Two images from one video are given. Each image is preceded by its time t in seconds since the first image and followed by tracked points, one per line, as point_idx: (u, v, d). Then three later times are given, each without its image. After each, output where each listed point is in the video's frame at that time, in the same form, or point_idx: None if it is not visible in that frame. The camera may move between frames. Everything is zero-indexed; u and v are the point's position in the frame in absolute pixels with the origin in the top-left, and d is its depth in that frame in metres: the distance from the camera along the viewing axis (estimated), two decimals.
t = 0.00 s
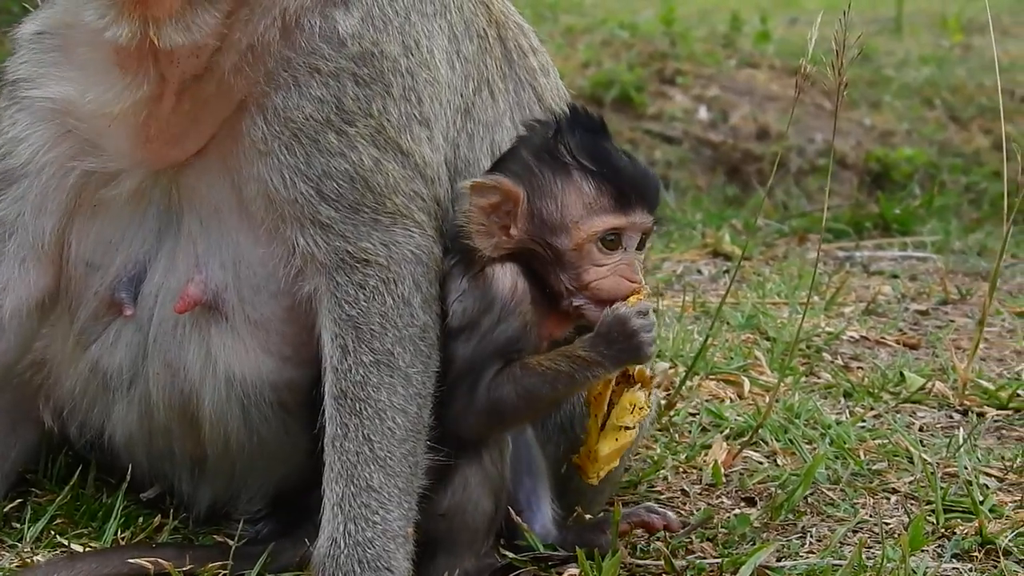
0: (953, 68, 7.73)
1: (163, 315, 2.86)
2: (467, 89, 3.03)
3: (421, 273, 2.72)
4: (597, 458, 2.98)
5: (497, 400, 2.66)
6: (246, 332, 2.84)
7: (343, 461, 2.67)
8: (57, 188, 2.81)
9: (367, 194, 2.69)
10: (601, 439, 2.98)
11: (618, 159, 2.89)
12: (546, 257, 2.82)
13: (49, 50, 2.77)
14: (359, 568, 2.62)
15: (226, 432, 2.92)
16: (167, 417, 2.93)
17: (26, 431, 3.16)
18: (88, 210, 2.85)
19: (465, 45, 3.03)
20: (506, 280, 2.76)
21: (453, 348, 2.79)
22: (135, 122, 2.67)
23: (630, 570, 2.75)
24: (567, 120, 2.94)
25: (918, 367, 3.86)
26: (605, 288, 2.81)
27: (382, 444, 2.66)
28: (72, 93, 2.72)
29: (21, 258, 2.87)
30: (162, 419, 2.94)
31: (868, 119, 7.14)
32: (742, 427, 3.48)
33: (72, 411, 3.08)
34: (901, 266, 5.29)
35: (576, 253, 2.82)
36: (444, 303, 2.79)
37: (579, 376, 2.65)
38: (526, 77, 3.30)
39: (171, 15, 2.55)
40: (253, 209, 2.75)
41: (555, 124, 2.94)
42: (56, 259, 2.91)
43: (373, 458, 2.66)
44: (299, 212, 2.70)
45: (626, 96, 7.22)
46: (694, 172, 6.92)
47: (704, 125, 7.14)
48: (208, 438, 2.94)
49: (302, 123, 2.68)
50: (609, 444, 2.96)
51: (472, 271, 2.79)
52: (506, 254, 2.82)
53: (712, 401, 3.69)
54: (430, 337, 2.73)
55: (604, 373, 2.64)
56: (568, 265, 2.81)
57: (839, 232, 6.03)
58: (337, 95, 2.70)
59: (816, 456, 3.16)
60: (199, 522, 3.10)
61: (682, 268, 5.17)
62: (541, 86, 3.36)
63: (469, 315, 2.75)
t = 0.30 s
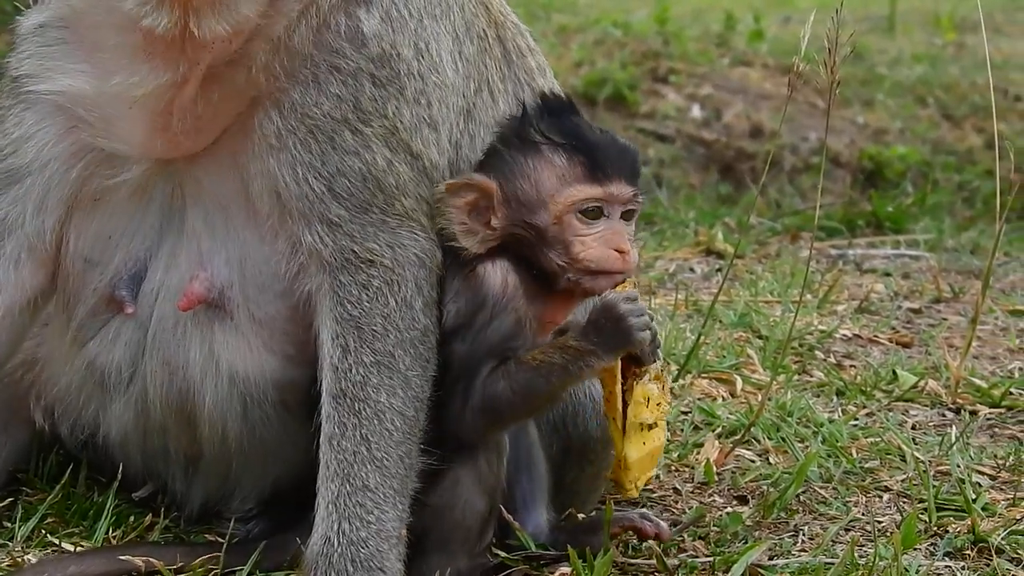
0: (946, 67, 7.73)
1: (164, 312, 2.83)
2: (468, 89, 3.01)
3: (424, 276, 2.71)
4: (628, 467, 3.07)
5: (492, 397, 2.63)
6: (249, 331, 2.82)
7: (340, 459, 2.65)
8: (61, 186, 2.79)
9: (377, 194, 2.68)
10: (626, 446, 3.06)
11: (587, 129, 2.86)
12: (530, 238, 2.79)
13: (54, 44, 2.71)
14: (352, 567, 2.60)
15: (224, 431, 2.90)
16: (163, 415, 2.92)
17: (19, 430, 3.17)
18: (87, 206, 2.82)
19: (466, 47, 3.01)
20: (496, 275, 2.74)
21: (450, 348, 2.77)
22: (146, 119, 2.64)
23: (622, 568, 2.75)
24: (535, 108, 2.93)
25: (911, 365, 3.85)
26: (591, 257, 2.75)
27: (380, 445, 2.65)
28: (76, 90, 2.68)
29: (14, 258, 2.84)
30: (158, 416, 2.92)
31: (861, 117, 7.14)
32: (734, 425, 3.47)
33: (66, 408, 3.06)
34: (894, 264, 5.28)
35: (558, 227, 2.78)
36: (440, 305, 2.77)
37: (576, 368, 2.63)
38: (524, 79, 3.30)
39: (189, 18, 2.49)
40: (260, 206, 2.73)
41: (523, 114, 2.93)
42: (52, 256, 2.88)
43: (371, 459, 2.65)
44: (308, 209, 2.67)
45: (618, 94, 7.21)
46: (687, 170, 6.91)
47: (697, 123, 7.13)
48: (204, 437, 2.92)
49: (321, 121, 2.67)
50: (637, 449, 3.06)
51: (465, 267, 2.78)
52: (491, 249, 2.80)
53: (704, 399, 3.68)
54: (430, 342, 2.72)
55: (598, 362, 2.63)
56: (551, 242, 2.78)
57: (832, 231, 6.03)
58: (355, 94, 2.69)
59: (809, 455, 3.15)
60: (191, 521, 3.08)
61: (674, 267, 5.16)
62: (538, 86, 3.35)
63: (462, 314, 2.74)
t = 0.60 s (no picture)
0: (939, 64, 7.73)
1: (164, 304, 2.82)
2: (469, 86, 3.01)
3: (424, 274, 2.70)
4: (636, 480, 2.91)
5: (503, 400, 2.61)
6: (249, 323, 2.81)
7: (338, 455, 2.64)
8: (61, 174, 2.77)
9: (384, 189, 2.68)
10: (637, 459, 2.90)
11: (583, 130, 2.79)
12: (518, 240, 2.75)
13: (55, 33, 2.65)
14: (348, 564, 2.60)
15: (222, 424, 2.88)
16: (160, 410, 2.91)
17: (13, 429, 3.19)
18: (87, 195, 2.80)
19: (468, 43, 3.01)
20: (493, 274, 2.70)
21: (450, 348, 2.72)
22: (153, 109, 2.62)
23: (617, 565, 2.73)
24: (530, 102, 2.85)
25: (907, 362, 3.85)
26: (578, 265, 2.70)
27: (379, 443, 2.64)
28: (82, 74, 2.63)
29: (10, 254, 2.81)
30: (155, 411, 2.91)
31: (855, 114, 7.14)
32: (729, 422, 3.46)
33: (64, 399, 3.04)
34: (888, 261, 5.28)
35: (547, 231, 2.73)
36: (437, 303, 2.73)
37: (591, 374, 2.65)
38: (523, 75, 3.30)
39: (199, 16, 2.50)
40: (263, 197, 2.71)
41: (519, 108, 2.86)
42: (49, 252, 2.86)
43: (369, 456, 2.64)
44: (313, 201, 2.65)
45: (612, 92, 7.20)
46: (681, 168, 6.91)
47: (690, 121, 7.13)
48: (200, 429, 2.91)
49: (335, 112, 2.65)
50: (647, 463, 2.90)
51: (463, 266, 2.74)
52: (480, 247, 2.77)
53: (700, 396, 3.68)
54: (429, 340, 2.70)
55: (611, 371, 2.65)
56: (539, 246, 2.73)
57: (826, 228, 6.03)
58: (369, 87, 2.68)
59: (805, 452, 3.15)
60: (186, 520, 3.07)
61: (668, 264, 5.16)
62: (537, 82, 3.35)
63: (461, 312, 2.70)
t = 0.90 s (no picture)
0: (939, 64, 7.73)
1: (164, 290, 2.83)
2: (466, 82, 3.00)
3: (418, 269, 2.69)
4: (627, 452, 3.09)
5: (524, 394, 2.67)
6: (244, 307, 2.81)
7: (334, 454, 2.64)
8: (60, 157, 2.77)
9: (381, 181, 2.69)
10: (632, 433, 3.06)
11: (566, 121, 2.80)
12: (501, 230, 2.75)
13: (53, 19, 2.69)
14: (346, 564, 2.60)
15: (215, 416, 2.88)
16: (157, 399, 2.90)
17: (12, 429, 3.20)
18: (87, 178, 2.80)
19: (464, 40, 3.01)
20: (485, 266, 2.70)
21: (447, 341, 2.70)
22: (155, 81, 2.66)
23: (616, 565, 2.74)
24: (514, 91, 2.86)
25: (905, 362, 3.86)
26: (560, 255, 2.71)
27: (376, 441, 2.64)
28: (83, 55, 2.67)
29: (6, 248, 2.82)
30: (151, 402, 2.91)
31: (854, 114, 7.14)
32: (728, 422, 3.46)
33: (61, 385, 3.03)
34: (887, 261, 5.28)
35: (530, 222, 2.74)
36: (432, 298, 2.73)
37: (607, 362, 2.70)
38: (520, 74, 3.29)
39: None
40: (255, 183, 2.69)
41: (501, 97, 2.87)
42: (51, 239, 2.86)
43: (365, 455, 2.64)
44: (309, 190, 2.63)
45: (612, 93, 7.21)
46: (680, 168, 6.91)
47: (690, 121, 7.13)
48: (195, 419, 2.90)
49: (338, 101, 2.65)
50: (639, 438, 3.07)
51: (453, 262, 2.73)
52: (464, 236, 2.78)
53: (698, 397, 3.68)
54: (424, 336, 2.70)
55: (627, 358, 2.70)
56: (522, 235, 2.74)
57: (825, 227, 6.02)
58: (373, 78, 2.69)
59: (803, 452, 3.15)
60: (185, 520, 3.07)
61: (668, 264, 5.16)
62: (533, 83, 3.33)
63: (455, 305, 2.70)
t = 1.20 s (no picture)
0: (937, 64, 7.73)
1: (162, 282, 2.84)
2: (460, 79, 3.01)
3: (415, 263, 2.69)
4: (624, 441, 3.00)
5: (540, 394, 2.64)
6: (239, 300, 2.80)
7: (331, 449, 2.64)
8: (55, 150, 2.76)
9: (377, 174, 2.68)
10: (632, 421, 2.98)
11: (542, 103, 2.80)
12: (494, 220, 2.74)
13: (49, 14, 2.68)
14: (343, 559, 2.60)
15: (209, 409, 2.87)
16: (153, 391, 2.91)
17: (9, 425, 3.20)
18: (82, 171, 2.80)
19: (459, 36, 3.02)
20: (484, 264, 2.67)
21: (454, 343, 2.67)
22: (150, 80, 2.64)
23: (612, 562, 2.72)
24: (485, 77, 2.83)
25: (902, 360, 3.86)
26: (557, 240, 2.74)
27: (372, 436, 2.64)
28: (79, 50, 2.66)
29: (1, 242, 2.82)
30: (148, 395, 2.92)
31: (853, 114, 7.14)
32: (725, 419, 3.46)
33: (58, 379, 3.04)
34: (885, 260, 5.28)
35: (524, 209, 2.74)
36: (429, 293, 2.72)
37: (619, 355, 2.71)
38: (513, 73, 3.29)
39: None
40: (251, 176, 2.68)
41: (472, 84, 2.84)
42: (47, 233, 2.87)
43: (362, 449, 2.64)
44: (306, 184, 2.64)
45: (611, 92, 7.21)
46: (678, 167, 6.91)
47: (688, 121, 7.13)
48: (190, 412, 2.90)
49: (337, 94, 2.65)
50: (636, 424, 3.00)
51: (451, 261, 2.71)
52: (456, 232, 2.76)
53: (695, 394, 3.68)
54: (422, 330, 2.70)
55: (641, 350, 2.72)
56: (516, 224, 2.74)
57: (822, 226, 6.02)
58: (370, 71, 2.69)
59: (800, 449, 3.15)
60: (182, 516, 3.08)
61: (665, 262, 5.16)
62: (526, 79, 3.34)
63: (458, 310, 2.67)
